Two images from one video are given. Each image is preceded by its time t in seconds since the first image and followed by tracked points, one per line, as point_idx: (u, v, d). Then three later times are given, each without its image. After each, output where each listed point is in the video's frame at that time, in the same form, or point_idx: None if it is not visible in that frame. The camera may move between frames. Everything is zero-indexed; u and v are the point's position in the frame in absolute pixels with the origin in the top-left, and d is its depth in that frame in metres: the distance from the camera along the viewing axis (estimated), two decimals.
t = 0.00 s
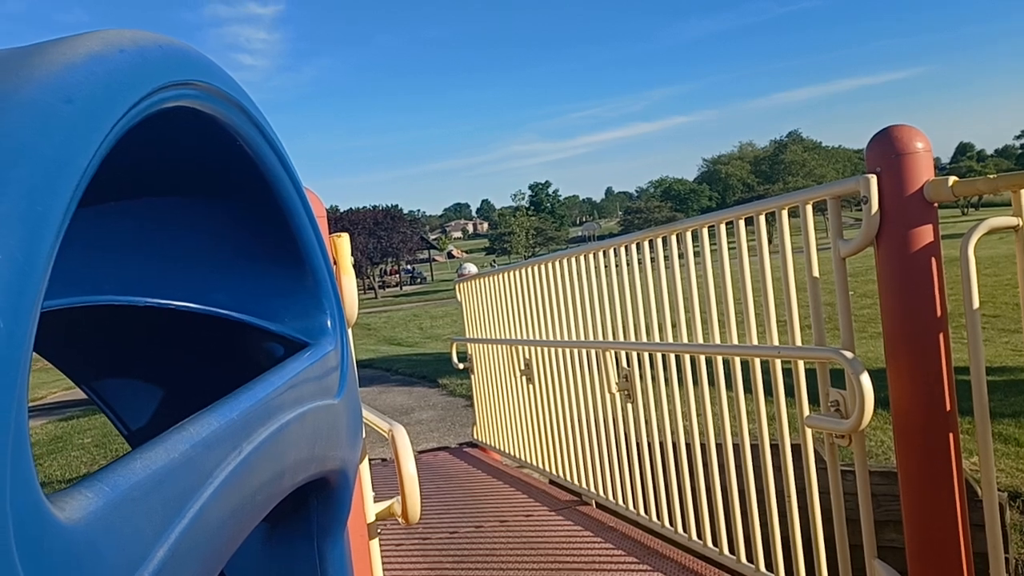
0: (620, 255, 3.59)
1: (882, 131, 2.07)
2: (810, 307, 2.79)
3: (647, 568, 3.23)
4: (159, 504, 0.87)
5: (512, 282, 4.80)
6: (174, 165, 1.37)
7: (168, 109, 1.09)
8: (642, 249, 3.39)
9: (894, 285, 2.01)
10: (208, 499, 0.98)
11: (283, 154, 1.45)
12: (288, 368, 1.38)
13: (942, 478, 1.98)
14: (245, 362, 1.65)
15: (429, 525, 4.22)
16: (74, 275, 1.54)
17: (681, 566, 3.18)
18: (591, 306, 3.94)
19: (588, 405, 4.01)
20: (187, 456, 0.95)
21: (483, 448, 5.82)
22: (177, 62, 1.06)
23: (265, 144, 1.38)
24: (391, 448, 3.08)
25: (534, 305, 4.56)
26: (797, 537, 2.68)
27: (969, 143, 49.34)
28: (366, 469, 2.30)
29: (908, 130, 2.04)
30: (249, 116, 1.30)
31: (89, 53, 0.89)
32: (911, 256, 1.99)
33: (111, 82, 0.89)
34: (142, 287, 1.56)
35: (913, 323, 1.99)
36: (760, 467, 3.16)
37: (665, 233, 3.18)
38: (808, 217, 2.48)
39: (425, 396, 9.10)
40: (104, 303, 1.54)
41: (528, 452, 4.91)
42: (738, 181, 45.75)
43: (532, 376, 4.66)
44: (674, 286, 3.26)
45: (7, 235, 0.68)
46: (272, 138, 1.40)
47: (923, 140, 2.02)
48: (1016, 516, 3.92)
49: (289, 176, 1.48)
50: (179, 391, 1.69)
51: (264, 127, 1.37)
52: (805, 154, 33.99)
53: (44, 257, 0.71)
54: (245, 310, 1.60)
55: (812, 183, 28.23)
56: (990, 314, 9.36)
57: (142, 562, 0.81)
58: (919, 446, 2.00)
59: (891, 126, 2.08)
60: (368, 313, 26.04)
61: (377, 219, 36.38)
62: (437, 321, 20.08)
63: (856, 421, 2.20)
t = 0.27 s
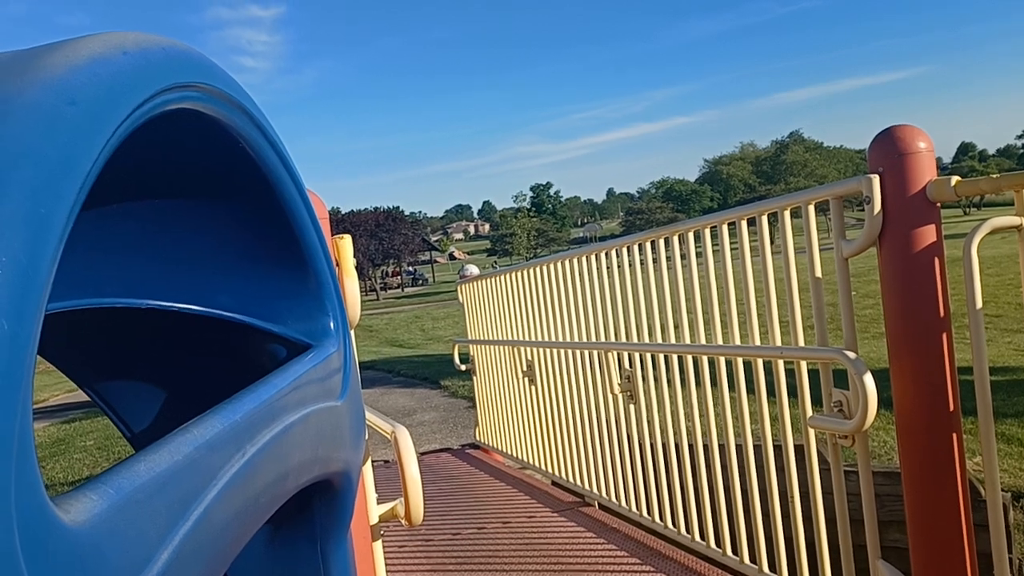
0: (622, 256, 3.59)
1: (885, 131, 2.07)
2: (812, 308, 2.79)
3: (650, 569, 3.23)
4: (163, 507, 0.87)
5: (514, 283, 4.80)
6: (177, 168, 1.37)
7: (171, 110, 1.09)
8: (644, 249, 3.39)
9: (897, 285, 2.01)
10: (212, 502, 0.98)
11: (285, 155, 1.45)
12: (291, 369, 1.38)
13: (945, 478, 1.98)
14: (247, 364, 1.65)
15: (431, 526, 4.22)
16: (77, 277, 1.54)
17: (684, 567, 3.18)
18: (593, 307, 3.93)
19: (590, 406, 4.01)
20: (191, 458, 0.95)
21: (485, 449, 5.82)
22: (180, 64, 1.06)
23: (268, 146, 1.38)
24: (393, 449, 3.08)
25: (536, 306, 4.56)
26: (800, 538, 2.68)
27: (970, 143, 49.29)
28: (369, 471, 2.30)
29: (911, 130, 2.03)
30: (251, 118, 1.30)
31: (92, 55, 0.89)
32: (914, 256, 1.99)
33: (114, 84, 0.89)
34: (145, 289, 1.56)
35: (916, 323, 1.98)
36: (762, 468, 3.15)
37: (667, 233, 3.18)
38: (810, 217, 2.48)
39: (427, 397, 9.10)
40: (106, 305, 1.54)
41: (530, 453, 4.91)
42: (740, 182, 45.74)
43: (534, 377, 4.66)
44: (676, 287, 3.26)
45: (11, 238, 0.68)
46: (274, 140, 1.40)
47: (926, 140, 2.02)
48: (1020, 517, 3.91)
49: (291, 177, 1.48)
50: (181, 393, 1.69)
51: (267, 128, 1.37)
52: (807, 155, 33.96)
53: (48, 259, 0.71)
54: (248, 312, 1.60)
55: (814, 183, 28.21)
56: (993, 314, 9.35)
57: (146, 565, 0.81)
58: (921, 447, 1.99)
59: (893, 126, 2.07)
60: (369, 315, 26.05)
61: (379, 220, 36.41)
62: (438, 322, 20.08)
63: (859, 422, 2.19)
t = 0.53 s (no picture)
0: (624, 257, 3.59)
1: (886, 130, 2.07)
2: (815, 308, 2.79)
3: (654, 569, 3.23)
4: (164, 509, 0.87)
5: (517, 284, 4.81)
6: (178, 171, 1.37)
7: (171, 114, 1.10)
8: (646, 250, 3.39)
9: (898, 284, 2.01)
10: (214, 503, 0.98)
11: (286, 158, 1.46)
12: (293, 371, 1.38)
13: (949, 478, 1.98)
14: (249, 366, 1.65)
15: (435, 527, 4.22)
16: (79, 281, 1.54)
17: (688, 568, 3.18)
18: (596, 308, 3.93)
19: (593, 407, 4.01)
20: (192, 460, 0.96)
21: (489, 450, 5.82)
22: (180, 68, 1.06)
23: (268, 149, 1.38)
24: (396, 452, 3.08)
25: (539, 307, 4.56)
26: (804, 539, 2.67)
27: (975, 141, 49.17)
28: (372, 472, 2.30)
29: (912, 129, 2.03)
30: (252, 120, 1.31)
31: (92, 59, 0.89)
32: (916, 255, 1.99)
33: (114, 88, 0.89)
34: (147, 292, 1.56)
35: (919, 322, 1.98)
36: (766, 468, 3.15)
37: (670, 234, 3.18)
38: (812, 217, 2.48)
39: (430, 399, 9.10)
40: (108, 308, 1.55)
41: (534, 455, 4.91)
42: (743, 182, 45.70)
43: (537, 379, 4.66)
44: (679, 287, 3.25)
45: (11, 242, 0.68)
46: (275, 142, 1.41)
47: (927, 139, 2.02)
48: None
49: (292, 180, 1.48)
50: (184, 395, 1.70)
51: (268, 131, 1.37)
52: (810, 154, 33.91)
53: (48, 263, 0.72)
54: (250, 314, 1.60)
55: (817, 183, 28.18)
56: (998, 313, 9.33)
57: (147, 567, 0.82)
58: (925, 446, 1.99)
59: (894, 125, 2.07)
60: (373, 316, 26.08)
61: (382, 222, 36.45)
62: (442, 324, 20.10)
63: (862, 421, 2.19)
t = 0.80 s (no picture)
0: (627, 258, 3.59)
1: (889, 129, 2.07)
2: (819, 307, 2.78)
3: (659, 570, 3.22)
4: (166, 512, 0.87)
5: (520, 285, 4.80)
6: (180, 173, 1.38)
7: (173, 117, 1.10)
8: (649, 250, 3.38)
9: (902, 284, 2.00)
10: (217, 506, 0.98)
11: (288, 160, 1.46)
12: (296, 373, 1.38)
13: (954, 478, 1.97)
14: (253, 369, 1.65)
15: (439, 529, 4.21)
16: (82, 283, 1.55)
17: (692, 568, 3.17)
18: (599, 308, 3.93)
19: (596, 407, 4.00)
20: (195, 463, 0.95)
21: (492, 452, 5.82)
22: (181, 71, 1.06)
23: (270, 150, 1.38)
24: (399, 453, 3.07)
25: (542, 307, 4.56)
26: (808, 539, 2.67)
27: (977, 140, 49.09)
28: (376, 474, 2.30)
29: (915, 128, 2.03)
30: (254, 122, 1.31)
31: (92, 62, 0.89)
32: (920, 254, 1.98)
33: (115, 91, 0.89)
34: (149, 294, 1.56)
35: (923, 322, 1.98)
36: (770, 468, 3.14)
37: (673, 234, 3.17)
38: (815, 217, 2.47)
39: (434, 400, 9.10)
40: (113, 310, 1.55)
41: (537, 456, 4.91)
42: (745, 182, 45.66)
43: (540, 379, 4.65)
44: (681, 287, 3.25)
45: (12, 244, 0.68)
46: (277, 144, 1.41)
47: (930, 138, 2.01)
48: None
49: (294, 182, 1.48)
50: (188, 397, 1.70)
51: (269, 133, 1.37)
52: (813, 154, 33.88)
53: (50, 265, 0.71)
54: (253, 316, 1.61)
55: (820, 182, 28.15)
56: (1002, 313, 9.30)
57: (150, 570, 0.82)
58: (930, 446, 1.99)
59: (897, 124, 2.07)
60: (376, 318, 26.09)
61: (384, 224, 36.47)
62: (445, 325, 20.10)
63: (866, 421, 2.18)
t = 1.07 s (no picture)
0: (628, 257, 3.58)
1: (889, 126, 2.06)
2: (821, 305, 2.78)
3: (662, 570, 3.22)
4: (165, 514, 0.87)
5: (522, 285, 4.80)
6: (178, 176, 1.38)
7: (170, 119, 1.10)
8: (650, 250, 3.38)
9: (902, 281, 2.00)
10: (216, 508, 0.98)
11: (286, 161, 1.46)
12: (296, 375, 1.38)
13: (957, 475, 1.97)
14: (253, 371, 1.65)
15: (442, 530, 4.21)
16: (82, 287, 1.55)
17: (696, 567, 3.17)
18: (601, 308, 3.93)
19: (599, 407, 4.00)
20: (193, 465, 0.96)
21: (495, 452, 5.82)
22: (178, 73, 1.06)
23: (268, 152, 1.38)
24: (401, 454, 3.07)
25: (544, 307, 4.56)
26: (811, 537, 2.66)
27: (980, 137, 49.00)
28: (378, 475, 2.30)
29: (915, 125, 2.02)
30: (252, 125, 1.31)
31: (88, 66, 0.89)
32: (920, 252, 1.98)
33: (112, 94, 0.89)
34: (149, 297, 1.56)
35: (924, 320, 1.97)
36: (773, 466, 3.13)
37: (674, 233, 3.17)
38: (816, 215, 2.47)
39: (437, 401, 9.10)
40: (113, 314, 1.55)
41: (540, 455, 4.91)
42: (747, 180, 45.62)
43: (543, 379, 4.65)
44: (683, 286, 3.25)
45: (7, 247, 0.68)
46: (275, 146, 1.41)
47: (930, 135, 2.01)
48: None
49: (293, 184, 1.48)
50: (189, 400, 1.70)
51: (268, 136, 1.38)
52: (815, 151, 33.83)
53: (46, 268, 0.72)
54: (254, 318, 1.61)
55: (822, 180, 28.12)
56: (1005, 309, 9.28)
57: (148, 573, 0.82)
58: (932, 443, 1.98)
59: (897, 121, 2.06)
60: (379, 319, 26.10)
61: (387, 225, 36.49)
62: (448, 326, 20.11)
63: (868, 419, 2.18)
